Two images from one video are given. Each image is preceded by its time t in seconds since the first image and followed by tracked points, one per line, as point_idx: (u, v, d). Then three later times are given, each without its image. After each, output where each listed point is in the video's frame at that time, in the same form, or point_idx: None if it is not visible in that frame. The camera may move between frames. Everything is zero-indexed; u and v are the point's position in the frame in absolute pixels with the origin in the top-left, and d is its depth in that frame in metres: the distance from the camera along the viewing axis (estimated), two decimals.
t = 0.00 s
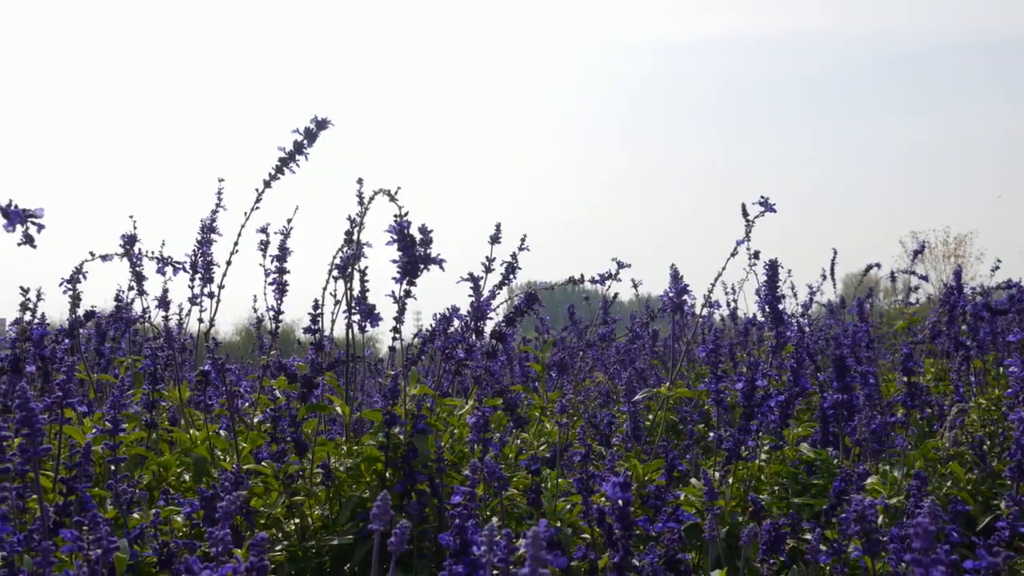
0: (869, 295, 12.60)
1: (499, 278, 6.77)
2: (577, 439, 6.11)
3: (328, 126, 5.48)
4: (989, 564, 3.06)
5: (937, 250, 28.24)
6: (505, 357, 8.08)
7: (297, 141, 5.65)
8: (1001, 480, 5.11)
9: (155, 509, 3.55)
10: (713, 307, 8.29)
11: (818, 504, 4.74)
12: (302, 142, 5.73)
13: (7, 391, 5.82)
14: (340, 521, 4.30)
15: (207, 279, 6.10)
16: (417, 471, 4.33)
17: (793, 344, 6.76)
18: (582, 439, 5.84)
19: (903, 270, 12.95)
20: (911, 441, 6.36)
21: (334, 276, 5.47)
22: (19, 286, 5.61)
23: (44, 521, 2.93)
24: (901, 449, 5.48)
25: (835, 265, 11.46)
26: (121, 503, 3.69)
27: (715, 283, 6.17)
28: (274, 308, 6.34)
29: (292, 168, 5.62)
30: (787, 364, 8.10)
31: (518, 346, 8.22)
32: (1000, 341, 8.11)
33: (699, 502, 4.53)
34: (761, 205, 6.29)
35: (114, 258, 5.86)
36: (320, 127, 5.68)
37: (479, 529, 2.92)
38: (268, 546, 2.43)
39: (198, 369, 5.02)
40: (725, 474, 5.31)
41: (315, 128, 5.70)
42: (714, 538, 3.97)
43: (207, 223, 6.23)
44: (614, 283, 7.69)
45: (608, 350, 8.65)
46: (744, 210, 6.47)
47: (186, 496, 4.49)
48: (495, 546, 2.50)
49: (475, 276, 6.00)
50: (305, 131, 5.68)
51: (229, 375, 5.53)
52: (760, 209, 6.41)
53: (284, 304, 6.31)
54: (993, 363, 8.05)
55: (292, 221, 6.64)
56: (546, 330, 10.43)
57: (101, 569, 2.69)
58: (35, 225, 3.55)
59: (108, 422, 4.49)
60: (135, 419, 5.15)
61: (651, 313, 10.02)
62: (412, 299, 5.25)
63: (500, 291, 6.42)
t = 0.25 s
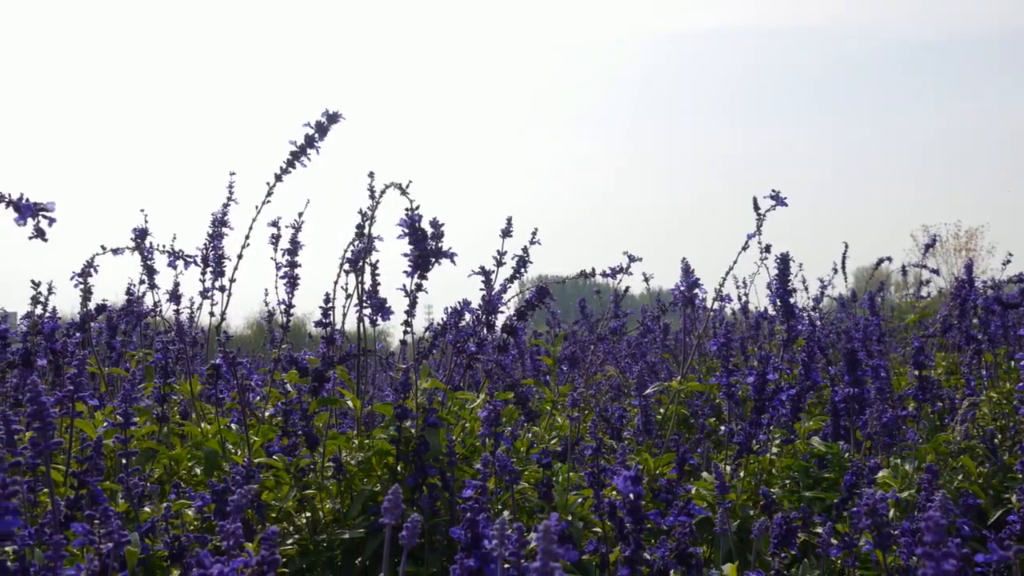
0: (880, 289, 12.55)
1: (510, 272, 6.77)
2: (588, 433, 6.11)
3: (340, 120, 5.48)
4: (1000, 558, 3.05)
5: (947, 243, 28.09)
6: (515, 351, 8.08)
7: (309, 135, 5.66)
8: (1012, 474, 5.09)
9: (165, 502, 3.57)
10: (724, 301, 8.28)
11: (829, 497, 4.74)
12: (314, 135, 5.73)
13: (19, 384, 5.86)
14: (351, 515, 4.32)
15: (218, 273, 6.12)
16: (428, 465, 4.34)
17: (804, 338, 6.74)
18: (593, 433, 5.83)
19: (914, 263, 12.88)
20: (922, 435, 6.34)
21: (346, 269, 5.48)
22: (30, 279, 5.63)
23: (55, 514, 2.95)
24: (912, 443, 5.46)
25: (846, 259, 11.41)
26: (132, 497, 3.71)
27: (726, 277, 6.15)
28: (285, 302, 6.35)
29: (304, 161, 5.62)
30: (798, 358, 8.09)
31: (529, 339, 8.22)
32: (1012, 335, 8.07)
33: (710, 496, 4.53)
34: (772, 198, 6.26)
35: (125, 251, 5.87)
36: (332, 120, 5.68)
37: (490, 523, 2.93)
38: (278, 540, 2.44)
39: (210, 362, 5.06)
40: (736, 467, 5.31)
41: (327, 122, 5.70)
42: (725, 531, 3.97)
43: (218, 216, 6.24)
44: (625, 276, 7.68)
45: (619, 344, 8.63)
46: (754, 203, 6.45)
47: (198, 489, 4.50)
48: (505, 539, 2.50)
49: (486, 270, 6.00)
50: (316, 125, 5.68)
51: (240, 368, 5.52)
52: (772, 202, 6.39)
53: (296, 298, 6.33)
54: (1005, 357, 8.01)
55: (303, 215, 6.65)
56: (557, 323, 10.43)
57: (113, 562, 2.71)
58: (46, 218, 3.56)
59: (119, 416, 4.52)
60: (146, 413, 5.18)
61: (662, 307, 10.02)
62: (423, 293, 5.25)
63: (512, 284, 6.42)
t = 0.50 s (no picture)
0: (891, 282, 12.51)
1: (522, 265, 6.77)
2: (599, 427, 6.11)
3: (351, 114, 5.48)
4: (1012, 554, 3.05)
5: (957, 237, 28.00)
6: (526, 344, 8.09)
7: (320, 129, 5.66)
8: None
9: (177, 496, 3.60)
10: (735, 294, 8.26)
11: (840, 491, 4.75)
12: (325, 129, 5.73)
13: (31, 378, 5.89)
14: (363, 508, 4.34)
15: (230, 267, 6.13)
16: (440, 459, 4.35)
17: (815, 332, 6.73)
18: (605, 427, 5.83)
19: (925, 256, 12.84)
20: (933, 429, 6.33)
21: (357, 263, 5.49)
22: (42, 273, 5.66)
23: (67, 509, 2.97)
24: (923, 436, 5.45)
25: (857, 251, 11.38)
26: (143, 490, 3.73)
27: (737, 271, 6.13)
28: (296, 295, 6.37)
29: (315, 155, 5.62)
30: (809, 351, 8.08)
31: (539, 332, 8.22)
32: None
33: (722, 490, 4.53)
34: (783, 192, 6.24)
35: (137, 246, 5.89)
36: (343, 115, 5.68)
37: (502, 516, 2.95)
38: (290, 534, 2.47)
39: (221, 356, 5.08)
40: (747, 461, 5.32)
41: (338, 116, 5.70)
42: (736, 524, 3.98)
43: (229, 210, 6.25)
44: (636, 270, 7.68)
45: (630, 338, 8.63)
46: (766, 197, 6.43)
47: (210, 483, 4.51)
48: (518, 533, 2.52)
49: (498, 264, 6.00)
50: (328, 119, 5.68)
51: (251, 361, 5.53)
52: (783, 195, 6.37)
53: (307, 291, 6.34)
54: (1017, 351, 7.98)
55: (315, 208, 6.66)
56: (568, 317, 10.43)
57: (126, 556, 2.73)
58: (58, 212, 3.56)
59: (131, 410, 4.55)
60: (158, 406, 5.20)
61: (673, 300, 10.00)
62: (434, 287, 5.26)
63: (523, 278, 6.42)
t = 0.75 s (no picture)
0: (902, 276, 12.46)
1: (533, 259, 6.76)
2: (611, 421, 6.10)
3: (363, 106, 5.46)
4: None
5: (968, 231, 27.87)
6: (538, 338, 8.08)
7: (331, 122, 5.65)
8: None
9: (189, 490, 3.62)
10: (746, 287, 8.24)
11: (852, 486, 4.73)
12: (337, 122, 5.72)
13: (43, 371, 5.91)
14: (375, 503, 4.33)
15: (241, 260, 6.14)
16: (453, 452, 4.35)
17: (826, 326, 6.71)
18: (616, 421, 5.83)
19: (936, 250, 12.78)
20: (944, 423, 6.30)
21: (369, 257, 5.49)
22: (53, 267, 5.67)
23: (79, 502, 2.97)
24: (935, 430, 5.44)
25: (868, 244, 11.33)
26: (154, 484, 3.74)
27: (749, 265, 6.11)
28: (308, 289, 6.37)
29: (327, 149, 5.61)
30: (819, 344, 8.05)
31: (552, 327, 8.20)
32: None
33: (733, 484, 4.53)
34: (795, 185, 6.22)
35: (148, 239, 5.90)
36: (354, 108, 5.67)
37: (513, 510, 2.95)
38: (302, 528, 2.51)
39: (232, 350, 5.09)
40: (759, 455, 5.31)
41: (350, 109, 5.69)
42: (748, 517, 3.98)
43: (241, 204, 6.26)
44: (647, 264, 7.66)
45: (641, 332, 8.62)
46: (777, 190, 6.41)
47: (222, 477, 4.51)
48: (530, 528, 2.52)
49: (509, 257, 5.99)
50: (339, 112, 5.67)
51: (263, 355, 5.54)
52: (795, 188, 6.34)
53: (318, 285, 6.35)
54: None
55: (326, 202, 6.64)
56: (579, 311, 10.42)
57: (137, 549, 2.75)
58: (69, 205, 3.57)
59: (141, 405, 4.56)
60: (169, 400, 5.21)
61: (683, 293, 9.98)
62: (446, 280, 5.25)
63: (534, 271, 6.41)
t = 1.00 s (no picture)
0: (914, 269, 12.41)
1: (544, 253, 6.75)
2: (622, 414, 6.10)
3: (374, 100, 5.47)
4: None
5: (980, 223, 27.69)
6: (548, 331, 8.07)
7: (342, 116, 5.65)
8: None
9: (200, 484, 3.64)
10: (757, 281, 8.22)
11: (864, 479, 4.72)
12: (348, 116, 5.73)
13: (54, 365, 5.93)
14: (386, 497, 4.33)
15: (252, 254, 6.15)
16: (464, 445, 4.35)
17: (838, 319, 6.69)
18: (627, 414, 5.82)
19: (947, 244, 12.72)
20: (956, 416, 6.28)
21: (380, 250, 5.49)
22: (64, 261, 5.69)
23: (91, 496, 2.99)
24: (947, 423, 5.41)
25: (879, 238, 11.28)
26: (166, 477, 3.77)
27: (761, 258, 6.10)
28: (319, 283, 6.38)
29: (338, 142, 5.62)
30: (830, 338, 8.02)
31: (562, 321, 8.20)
32: None
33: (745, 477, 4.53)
34: (806, 178, 6.19)
35: (159, 233, 5.92)
36: (366, 101, 5.67)
37: (524, 504, 2.95)
38: (312, 520, 2.59)
39: (243, 344, 5.11)
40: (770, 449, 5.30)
41: (361, 103, 5.69)
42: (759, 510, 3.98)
43: (252, 197, 6.27)
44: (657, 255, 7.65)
45: (652, 325, 8.60)
46: (789, 184, 6.38)
47: (233, 471, 4.52)
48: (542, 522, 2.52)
49: (520, 251, 5.99)
50: (350, 106, 5.67)
51: (274, 349, 5.55)
52: (806, 182, 6.32)
53: (329, 279, 6.36)
54: None
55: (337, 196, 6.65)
56: (590, 304, 10.41)
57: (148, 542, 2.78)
58: (81, 199, 3.58)
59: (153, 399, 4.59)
60: (181, 393, 5.23)
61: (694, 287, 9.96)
62: (457, 274, 5.25)
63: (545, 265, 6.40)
